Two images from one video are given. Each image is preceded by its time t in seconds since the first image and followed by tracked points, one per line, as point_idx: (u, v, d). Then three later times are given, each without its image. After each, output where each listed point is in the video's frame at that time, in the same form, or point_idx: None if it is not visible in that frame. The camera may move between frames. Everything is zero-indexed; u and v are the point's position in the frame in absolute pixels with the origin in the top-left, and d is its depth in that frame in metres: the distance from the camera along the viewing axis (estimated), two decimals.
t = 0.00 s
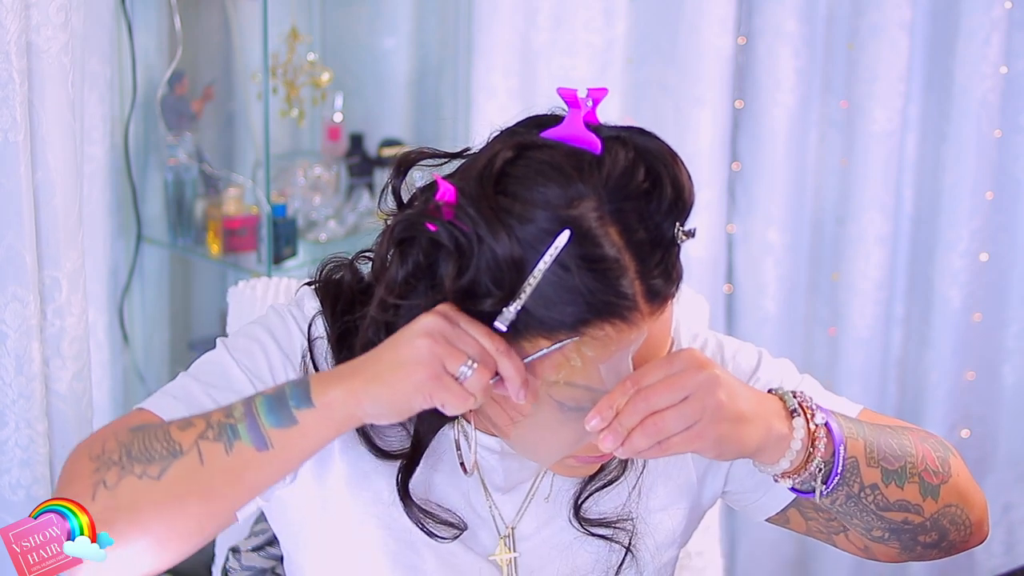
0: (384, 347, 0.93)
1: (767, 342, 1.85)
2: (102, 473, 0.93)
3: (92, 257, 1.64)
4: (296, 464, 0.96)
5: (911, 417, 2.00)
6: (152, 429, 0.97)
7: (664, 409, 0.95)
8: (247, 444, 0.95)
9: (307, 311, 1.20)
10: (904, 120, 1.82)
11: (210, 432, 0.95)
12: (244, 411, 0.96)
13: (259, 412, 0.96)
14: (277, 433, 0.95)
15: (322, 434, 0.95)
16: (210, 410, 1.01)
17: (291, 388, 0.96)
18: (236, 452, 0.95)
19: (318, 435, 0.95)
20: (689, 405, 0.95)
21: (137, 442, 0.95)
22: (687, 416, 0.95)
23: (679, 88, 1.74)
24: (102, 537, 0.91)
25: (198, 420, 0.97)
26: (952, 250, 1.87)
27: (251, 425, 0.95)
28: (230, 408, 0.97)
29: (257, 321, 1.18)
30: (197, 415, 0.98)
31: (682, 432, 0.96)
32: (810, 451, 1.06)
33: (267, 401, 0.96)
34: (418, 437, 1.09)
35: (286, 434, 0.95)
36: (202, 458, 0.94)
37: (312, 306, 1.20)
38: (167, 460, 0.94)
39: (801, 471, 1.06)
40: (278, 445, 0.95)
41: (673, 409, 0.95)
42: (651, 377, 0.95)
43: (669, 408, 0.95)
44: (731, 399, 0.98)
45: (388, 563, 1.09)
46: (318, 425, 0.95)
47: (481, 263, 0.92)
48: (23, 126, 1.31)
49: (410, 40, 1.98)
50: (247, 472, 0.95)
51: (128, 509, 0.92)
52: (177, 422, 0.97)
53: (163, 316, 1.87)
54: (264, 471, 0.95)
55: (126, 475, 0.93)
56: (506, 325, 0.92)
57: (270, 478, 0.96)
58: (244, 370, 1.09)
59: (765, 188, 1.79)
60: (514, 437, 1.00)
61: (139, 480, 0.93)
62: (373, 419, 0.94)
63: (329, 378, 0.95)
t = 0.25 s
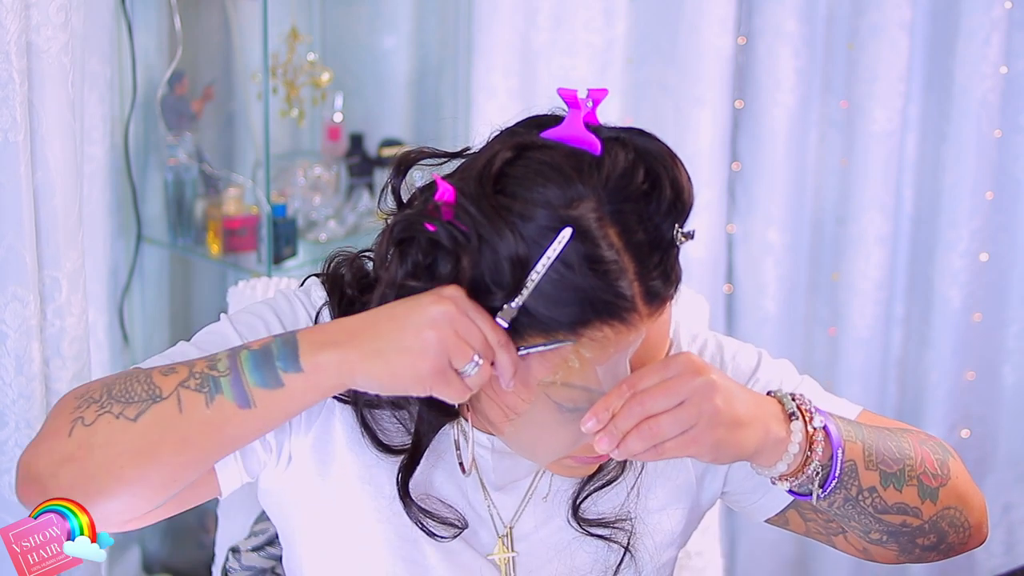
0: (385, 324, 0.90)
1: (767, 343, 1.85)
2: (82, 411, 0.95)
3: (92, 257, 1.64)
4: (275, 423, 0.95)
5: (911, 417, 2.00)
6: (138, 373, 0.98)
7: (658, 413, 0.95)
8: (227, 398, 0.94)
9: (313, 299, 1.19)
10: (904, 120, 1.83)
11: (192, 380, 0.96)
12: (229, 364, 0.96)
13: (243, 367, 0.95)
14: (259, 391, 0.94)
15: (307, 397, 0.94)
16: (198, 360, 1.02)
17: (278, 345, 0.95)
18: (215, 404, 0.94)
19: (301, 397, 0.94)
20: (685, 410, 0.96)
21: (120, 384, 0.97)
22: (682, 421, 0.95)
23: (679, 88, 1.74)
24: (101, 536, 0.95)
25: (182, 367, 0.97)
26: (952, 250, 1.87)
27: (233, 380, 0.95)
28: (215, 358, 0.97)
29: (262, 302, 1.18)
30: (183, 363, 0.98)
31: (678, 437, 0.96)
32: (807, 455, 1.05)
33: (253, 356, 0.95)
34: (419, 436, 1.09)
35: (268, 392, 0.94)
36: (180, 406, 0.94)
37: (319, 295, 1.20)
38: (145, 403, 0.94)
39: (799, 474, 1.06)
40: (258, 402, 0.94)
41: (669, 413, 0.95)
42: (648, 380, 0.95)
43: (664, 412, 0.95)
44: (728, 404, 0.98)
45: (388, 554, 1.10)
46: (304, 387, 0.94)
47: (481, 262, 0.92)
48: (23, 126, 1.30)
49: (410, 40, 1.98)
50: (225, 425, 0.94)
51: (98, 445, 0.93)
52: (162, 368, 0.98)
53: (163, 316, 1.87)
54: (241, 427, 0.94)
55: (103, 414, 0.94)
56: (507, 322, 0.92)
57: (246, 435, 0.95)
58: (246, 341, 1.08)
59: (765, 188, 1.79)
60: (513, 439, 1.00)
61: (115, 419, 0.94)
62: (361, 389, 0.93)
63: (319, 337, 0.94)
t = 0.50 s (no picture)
0: (389, 330, 0.91)
1: (767, 343, 1.85)
2: (82, 406, 0.95)
3: (92, 257, 1.64)
4: (275, 426, 0.96)
5: (911, 417, 2.01)
6: (138, 371, 0.98)
7: (654, 416, 0.95)
8: (228, 401, 0.94)
9: (316, 297, 1.19)
10: (904, 119, 1.83)
11: (193, 380, 0.96)
12: (230, 365, 0.96)
13: (245, 370, 0.95)
14: (261, 394, 0.94)
15: (308, 401, 0.94)
16: (199, 357, 1.02)
17: (280, 348, 0.95)
18: (215, 406, 0.94)
19: (303, 402, 0.94)
20: (682, 415, 0.95)
21: (120, 381, 0.97)
22: (676, 426, 0.95)
23: (679, 88, 1.74)
24: (102, 536, 0.96)
25: (183, 366, 0.97)
26: (952, 250, 1.87)
27: (234, 382, 0.95)
28: (216, 359, 0.97)
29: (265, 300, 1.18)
30: (184, 361, 0.98)
31: (673, 440, 0.96)
32: (807, 458, 1.05)
33: (255, 359, 0.95)
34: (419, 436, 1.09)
35: (269, 396, 0.94)
36: (180, 405, 0.94)
37: (320, 294, 1.20)
38: (145, 401, 0.94)
39: (797, 477, 1.06)
40: (259, 406, 0.94)
41: (666, 417, 0.95)
42: (646, 383, 0.95)
43: (659, 416, 0.95)
44: (727, 410, 0.98)
45: (389, 556, 1.09)
46: (306, 392, 0.94)
47: (480, 261, 0.92)
48: (23, 126, 1.30)
49: (410, 40, 1.98)
50: (224, 427, 0.94)
51: (97, 441, 0.93)
52: (163, 365, 0.98)
53: (163, 316, 1.87)
54: (241, 429, 0.95)
55: (103, 411, 0.94)
56: (509, 323, 0.91)
57: (245, 437, 0.95)
58: (246, 338, 1.08)
59: (765, 188, 1.79)
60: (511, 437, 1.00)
61: (115, 416, 0.94)
62: (363, 394, 0.94)
63: (322, 343, 0.95)
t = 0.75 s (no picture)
0: (384, 332, 0.91)
1: (767, 343, 1.85)
2: (77, 404, 0.95)
3: (92, 257, 1.64)
4: (269, 426, 0.95)
5: (911, 416, 2.00)
6: (134, 369, 0.98)
7: (669, 395, 0.86)
8: (221, 400, 0.94)
9: (313, 297, 1.19)
10: (904, 119, 1.83)
11: (187, 379, 0.96)
12: (224, 365, 0.96)
13: (239, 369, 0.95)
14: (254, 394, 0.94)
15: (302, 402, 0.94)
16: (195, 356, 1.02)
17: (275, 349, 0.95)
18: (208, 404, 0.94)
19: (297, 403, 0.94)
20: (695, 400, 0.86)
21: (116, 379, 0.97)
22: (689, 410, 0.87)
23: (679, 88, 1.74)
24: (102, 537, 0.97)
25: (178, 364, 0.97)
26: (952, 250, 1.87)
27: (228, 381, 0.94)
28: (211, 358, 0.97)
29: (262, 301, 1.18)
30: (180, 360, 0.98)
31: (681, 424, 0.87)
32: (804, 464, 1.04)
33: (249, 359, 0.95)
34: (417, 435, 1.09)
35: (262, 395, 0.94)
36: (174, 404, 0.94)
37: (319, 294, 1.20)
38: (139, 399, 0.94)
39: (794, 481, 1.04)
40: (253, 406, 0.94)
41: (677, 398, 0.86)
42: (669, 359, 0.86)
43: (674, 395, 0.86)
44: (741, 401, 0.93)
45: (389, 556, 1.09)
46: (300, 392, 0.94)
47: (478, 266, 0.92)
48: (23, 126, 1.30)
49: (410, 40, 1.98)
50: (218, 426, 0.94)
51: (90, 438, 0.93)
52: (159, 363, 0.98)
53: (163, 316, 1.87)
54: (233, 429, 0.94)
55: (97, 408, 0.94)
56: (503, 329, 0.92)
57: (238, 437, 0.95)
58: (244, 339, 1.08)
59: (765, 188, 1.79)
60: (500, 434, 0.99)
61: (109, 413, 0.94)
62: (358, 396, 0.94)
63: (317, 344, 0.94)
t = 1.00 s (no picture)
0: (384, 339, 0.91)
1: (767, 343, 1.85)
2: (74, 402, 0.95)
3: (93, 257, 1.64)
4: (267, 431, 0.96)
5: (911, 417, 2.01)
6: (132, 369, 0.98)
7: (660, 403, 0.94)
8: (220, 404, 0.94)
9: (314, 298, 1.19)
10: (904, 119, 1.83)
11: (186, 381, 0.95)
12: (223, 369, 0.96)
13: (238, 373, 0.95)
14: (253, 399, 0.94)
15: (300, 408, 0.94)
16: (193, 357, 1.02)
17: (274, 354, 0.95)
18: (207, 408, 0.94)
19: (295, 409, 0.94)
20: (687, 408, 0.95)
21: (114, 378, 0.97)
22: (680, 419, 0.94)
23: (679, 88, 1.74)
24: (102, 537, 0.96)
25: (177, 366, 0.97)
26: (952, 250, 1.87)
27: (227, 386, 0.95)
28: (210, 360, 0.97)
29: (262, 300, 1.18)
30: (179, 361, 0.98)
31: (672, 431, 0.96)
32: (795, 467, 1.05)
33: (249, 364, 0.95)
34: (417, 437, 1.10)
35: (261, 400, 0.94)
36: (172, 406, 0.94)
37: (319, 294, 1.20)
38: (137, 399, 0.94)
39: (786, 484, 1.05)
40: (251, 411, 0.94)
41: (671, 406, 0.94)
42: (659, 366, 0.94)
43: (668, 402, 0.94)
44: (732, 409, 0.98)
45: (389, 556, 1.10)
46: (298, 398, 0.94)
47: (476, 269, 0.92)
48: (23, 126, 1.31)
49: (410, 40, 1.98)
50: (215, 430, 0.94)
51: (88, 437, 0.92)
52: (157, 364, 0.98)
53: (163, 316, 1.87)
54: (232, 434, 0.94)
55: (95, 408, 0.94)
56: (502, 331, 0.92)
57: (236, 441, 0.95)
58: (244, 339, 1.07)
59: (765, 188, 1.79)
60: (500, 436, 1.01)
61: (107, 413, 0.93)
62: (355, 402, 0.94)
63: (316, 349, 0.95)
